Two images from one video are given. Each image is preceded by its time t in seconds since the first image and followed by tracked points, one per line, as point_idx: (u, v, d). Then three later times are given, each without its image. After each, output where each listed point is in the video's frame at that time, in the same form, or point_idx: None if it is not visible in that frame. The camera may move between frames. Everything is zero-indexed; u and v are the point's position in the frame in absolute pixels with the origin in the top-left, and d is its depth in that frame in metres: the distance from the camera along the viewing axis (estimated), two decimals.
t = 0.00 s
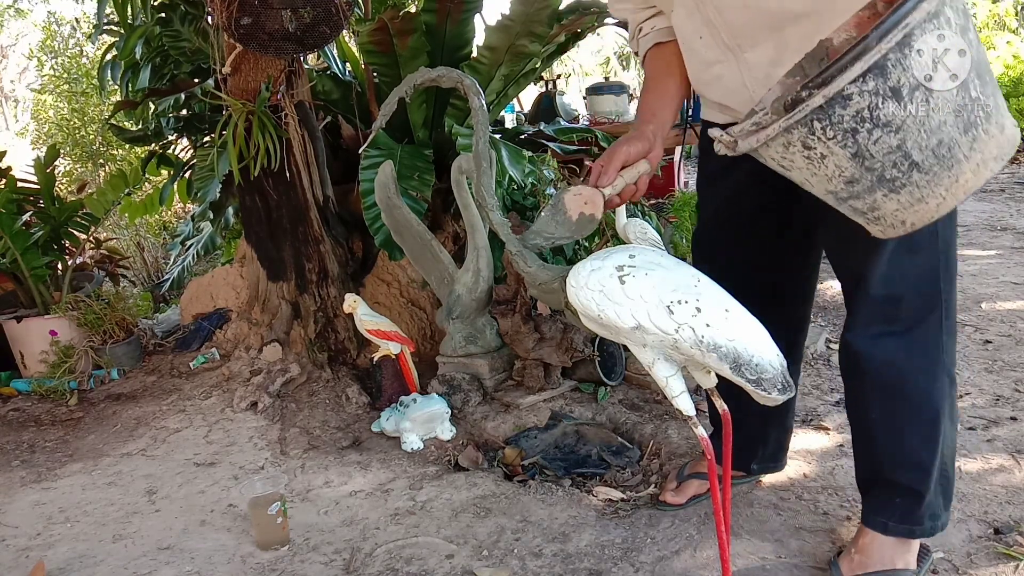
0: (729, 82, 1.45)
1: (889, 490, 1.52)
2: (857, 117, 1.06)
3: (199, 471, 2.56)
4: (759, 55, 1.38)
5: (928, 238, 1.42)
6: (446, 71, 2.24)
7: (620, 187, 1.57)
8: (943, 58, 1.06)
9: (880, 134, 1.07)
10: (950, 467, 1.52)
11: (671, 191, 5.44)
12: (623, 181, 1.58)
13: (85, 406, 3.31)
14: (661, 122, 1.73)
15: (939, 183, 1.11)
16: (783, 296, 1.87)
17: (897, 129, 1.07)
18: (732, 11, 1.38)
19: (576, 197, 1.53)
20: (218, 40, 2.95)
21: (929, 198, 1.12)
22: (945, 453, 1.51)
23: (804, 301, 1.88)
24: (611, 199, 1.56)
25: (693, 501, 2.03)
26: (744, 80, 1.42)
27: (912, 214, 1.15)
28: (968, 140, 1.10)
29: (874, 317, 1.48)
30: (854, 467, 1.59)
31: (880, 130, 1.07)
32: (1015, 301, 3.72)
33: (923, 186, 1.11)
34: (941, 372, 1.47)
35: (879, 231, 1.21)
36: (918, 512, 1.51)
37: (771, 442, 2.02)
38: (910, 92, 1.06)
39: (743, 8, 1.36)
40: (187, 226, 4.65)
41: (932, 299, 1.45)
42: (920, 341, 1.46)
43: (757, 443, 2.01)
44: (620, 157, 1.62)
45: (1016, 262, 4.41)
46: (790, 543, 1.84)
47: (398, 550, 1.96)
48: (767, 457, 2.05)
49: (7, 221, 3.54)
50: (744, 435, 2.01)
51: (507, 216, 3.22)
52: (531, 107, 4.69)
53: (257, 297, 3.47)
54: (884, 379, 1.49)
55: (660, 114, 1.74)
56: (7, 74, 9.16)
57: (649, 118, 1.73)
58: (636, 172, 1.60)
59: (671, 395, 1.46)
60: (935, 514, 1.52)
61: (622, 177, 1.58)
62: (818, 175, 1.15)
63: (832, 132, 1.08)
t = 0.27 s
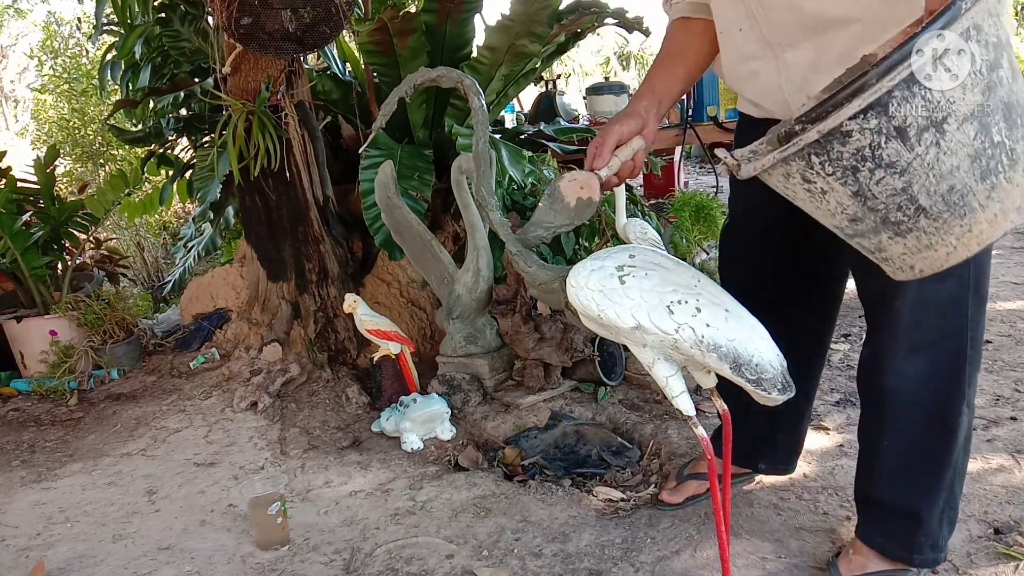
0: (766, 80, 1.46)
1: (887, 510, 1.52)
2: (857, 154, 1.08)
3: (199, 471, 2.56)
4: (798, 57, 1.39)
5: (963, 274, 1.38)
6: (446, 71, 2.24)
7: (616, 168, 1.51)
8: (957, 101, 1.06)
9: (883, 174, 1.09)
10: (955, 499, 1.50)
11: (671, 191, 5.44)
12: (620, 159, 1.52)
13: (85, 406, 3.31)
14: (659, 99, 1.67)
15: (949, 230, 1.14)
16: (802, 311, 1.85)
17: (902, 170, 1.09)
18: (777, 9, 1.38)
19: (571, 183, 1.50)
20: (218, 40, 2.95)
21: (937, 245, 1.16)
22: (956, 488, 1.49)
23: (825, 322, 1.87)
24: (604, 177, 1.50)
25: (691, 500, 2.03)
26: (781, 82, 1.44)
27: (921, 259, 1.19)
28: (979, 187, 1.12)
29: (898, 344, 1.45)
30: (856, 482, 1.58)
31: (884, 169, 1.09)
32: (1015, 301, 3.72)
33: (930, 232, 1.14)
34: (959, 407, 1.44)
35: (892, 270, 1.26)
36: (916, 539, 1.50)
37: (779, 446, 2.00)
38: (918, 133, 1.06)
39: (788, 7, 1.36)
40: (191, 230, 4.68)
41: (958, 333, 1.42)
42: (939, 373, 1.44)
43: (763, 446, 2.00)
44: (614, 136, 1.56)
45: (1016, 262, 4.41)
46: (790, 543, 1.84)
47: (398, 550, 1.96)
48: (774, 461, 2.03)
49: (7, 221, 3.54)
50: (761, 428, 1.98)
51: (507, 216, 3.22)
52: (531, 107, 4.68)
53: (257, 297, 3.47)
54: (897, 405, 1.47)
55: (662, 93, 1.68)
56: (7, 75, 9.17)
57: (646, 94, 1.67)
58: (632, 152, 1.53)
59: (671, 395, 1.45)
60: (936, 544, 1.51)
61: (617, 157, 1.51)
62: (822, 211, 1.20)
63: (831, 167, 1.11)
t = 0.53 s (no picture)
0: (782, 71, 1.40)
1: (890, 515, 1.51)
2: (859, 164, 0.99)
3: (199, 471, 2.56)
4: (818, 51, 1.32)
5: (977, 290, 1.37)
6: (446, 71, 2.24)
7: (620, 173, 1.42)
8: (971, 107, 0.93)
9: (888, 185, 0.99)
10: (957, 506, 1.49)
11: (671, 191, 5.44)
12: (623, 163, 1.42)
13: (85, 406, 3.31)
14: (675, 92, 1.56)
15: (963, 247, 1.01)
16: (812, 316, 1.73)
17: (909, 182, 0.98)
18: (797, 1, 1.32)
19: (564, 195, 1.43)
20: (218, 40, 2.96)
21: (950, 261, 1.03)
22: (961, 494, 1.48)
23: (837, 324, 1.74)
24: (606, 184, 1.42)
25: (684, 530, 1.88)
26: (797, 76, 1.38)
27: (932, 275, 1.06)
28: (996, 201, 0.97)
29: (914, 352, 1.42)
30: (857, 486, 1.57)
31: (889, 180, 0.99)
32: (1015, 301, 3.72)
33: (942, 248, 1.02)
34: (968, 414, 1.42)
35: (908, 286, 1.13)
36: (916, 542, 1.49)
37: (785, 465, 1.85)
38: (925, 144, 0.95)
39: None
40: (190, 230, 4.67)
41: (970, 341, 1.39)
42: (949, 380, 1.42)
43: (767, 469, 1.84)
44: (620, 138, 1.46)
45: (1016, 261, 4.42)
46: (790, 544, 1.84)
47: (398, 550, 1.96)
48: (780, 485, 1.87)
49: (7, 221, 3.54)
50: (784, 454, 1.83)
51: (507, 216, 3.22)
52: (531, 107, 4.68)
53: (257, 297, 3.47)
54: (905, 410, 1.45)
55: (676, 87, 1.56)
56: (6, 74, 9.20)
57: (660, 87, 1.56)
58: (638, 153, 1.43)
59: (671, 395, 1.45)
60: (937, 549, 1.49)
61: (620, 161, 1.42)
62: (830, 220, 1.10)
63: (835, 176, 1.02)
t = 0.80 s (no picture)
0: (779, 74, 1.40)
1: (891, 514, 1.51)
2: (885, 165, 0.97)
3: (199, 471, 2.56)
4: (816, 51, 1.33)
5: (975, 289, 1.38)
6: (446, 72, 2.24)
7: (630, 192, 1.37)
8: (993, 106, 0.94)
9: (912, 186, 0.98)
10: (960, 504, 1.49)
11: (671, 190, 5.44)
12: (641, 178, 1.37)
13: (85, 406, 3.31)
14: (687, 103, 1.54)
15: (986, 243, 1.01)
16: (823, 320, 1.68)
17: (933, 182, 0.97)
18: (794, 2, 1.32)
19: (569, 214, 1.47)
20: (218, 40, 2.96)
21: (972, 258, 1.03)
22: (961, 492, 1.48)
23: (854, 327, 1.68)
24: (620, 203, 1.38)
25: (685, 547, 1.83)
26: (795, 77, 1.38)
27: (953, 271, 1.06)
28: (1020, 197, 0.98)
29: (911, 352, 1.41)
30: (856, 486, 1.56)
31: (913, 180, 0.98)
32: (1015, 301, 3.72)
33: (964, 245, 1.02)
34: (968, 412, 1.43)
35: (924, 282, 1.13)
36: (918, 540, 1.49)
37: (795, 478, 1.77)
38: (948, 144, 0.95)
39: None
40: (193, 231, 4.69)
41: (968, 338, 1.40)
42: (948, 377, 1.43)
43: (773, 479, 1.78)
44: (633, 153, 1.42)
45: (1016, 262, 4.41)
46: (790, 543, 1.84)
47: (398, 550, 1.96)
48: (790, 498, 1.79)
49: (7, 221, 3.54)
50: (798, 463, 1.76)
51: (507, 216, 3.22)
52: (531, 107, 4.68)
53: (257, 297, 3.47)
54: (906, 410, 1.45)
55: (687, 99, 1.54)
56: (6, 74, 9.20)
57: (671, 101, 1.54)
58: (655, 166, 1.37)
59: (671, 395, 1.45)
60: (939, 547, 1.50)
61: (632, 181, 1.37)
62: (850, 221, 1.09)
63: (858, 179, 1.00)
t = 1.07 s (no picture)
0: (778, 76, 1.40)
1: (891, 513, 1.51)
2: (883, 182, 0.97)
3: (199, 471, 2.56)
4: (814, 53, 1.33)
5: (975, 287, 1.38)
6: (446, 71, 2.24)
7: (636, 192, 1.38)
8: (988, 123, 0.94)
9: (911, 202, 0.98)
10: (961, 502, 1.49)
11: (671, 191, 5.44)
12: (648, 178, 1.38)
13: (85, 406, 3.31)
14: (692, 102, 1.53)
15: (985, 253, 1.01)
16: (826, 320, 1.68)
17: (931, 197, 0.98)
18: (791, 4, 1.32)
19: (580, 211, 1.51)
20: (218, 41, 2.95)
21: (973, 266, 1.03)
22: (961, 490, 1.48)
23: (855, 326, 1.68)
24: (626, 202, 1.37)
25: (685, 547, 1.82)
26: (793, 78, 1.37)
27: (955, 279, 1.06)
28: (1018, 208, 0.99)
29: (912, 351, 1.41)
30: (856, 485, 1.56)
31: (912, 197, 0.98)
32: (1016, 301, 3.72)
33: (964, 256, 1.02)
34: (966, 409, 1.43)
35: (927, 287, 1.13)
36: (919, 539, 1.49)
37: (795, 476, 1.77)
38: (945, 161, 0.95)
39: None
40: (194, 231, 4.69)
41: (965, 335, 1.40)
42: (946, 375, 1.43)
43: (773, 477, 1.78)
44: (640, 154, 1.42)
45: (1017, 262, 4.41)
46: (790, 543, 1.84)
47: (398, 550, 1.96)
48: (790, 496, 1.79)
49: (7, 221, 3.54)
50: (800, 463, 1.76)
51: (507, 216, 3.22)
52: (531, 107, 4.68)
53: (257, 297, 3.47)
54: (906, 409, 1.45)
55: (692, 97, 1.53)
56: (5, 75, 9.21)
57: (676, 101, 1.53)
58: (662, 166, 1.38)
59: (671, 395, 1.45)
60: (940, 545, 1.49)
61: (639, 181, 1.37)
62: (852, 233, 1.09)
63: (858, 196, 1.00)
